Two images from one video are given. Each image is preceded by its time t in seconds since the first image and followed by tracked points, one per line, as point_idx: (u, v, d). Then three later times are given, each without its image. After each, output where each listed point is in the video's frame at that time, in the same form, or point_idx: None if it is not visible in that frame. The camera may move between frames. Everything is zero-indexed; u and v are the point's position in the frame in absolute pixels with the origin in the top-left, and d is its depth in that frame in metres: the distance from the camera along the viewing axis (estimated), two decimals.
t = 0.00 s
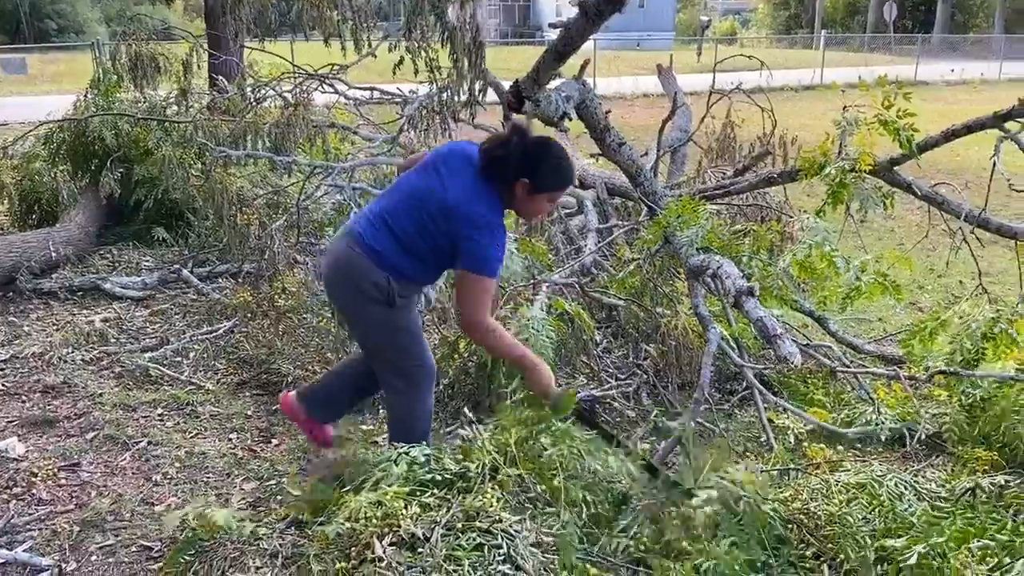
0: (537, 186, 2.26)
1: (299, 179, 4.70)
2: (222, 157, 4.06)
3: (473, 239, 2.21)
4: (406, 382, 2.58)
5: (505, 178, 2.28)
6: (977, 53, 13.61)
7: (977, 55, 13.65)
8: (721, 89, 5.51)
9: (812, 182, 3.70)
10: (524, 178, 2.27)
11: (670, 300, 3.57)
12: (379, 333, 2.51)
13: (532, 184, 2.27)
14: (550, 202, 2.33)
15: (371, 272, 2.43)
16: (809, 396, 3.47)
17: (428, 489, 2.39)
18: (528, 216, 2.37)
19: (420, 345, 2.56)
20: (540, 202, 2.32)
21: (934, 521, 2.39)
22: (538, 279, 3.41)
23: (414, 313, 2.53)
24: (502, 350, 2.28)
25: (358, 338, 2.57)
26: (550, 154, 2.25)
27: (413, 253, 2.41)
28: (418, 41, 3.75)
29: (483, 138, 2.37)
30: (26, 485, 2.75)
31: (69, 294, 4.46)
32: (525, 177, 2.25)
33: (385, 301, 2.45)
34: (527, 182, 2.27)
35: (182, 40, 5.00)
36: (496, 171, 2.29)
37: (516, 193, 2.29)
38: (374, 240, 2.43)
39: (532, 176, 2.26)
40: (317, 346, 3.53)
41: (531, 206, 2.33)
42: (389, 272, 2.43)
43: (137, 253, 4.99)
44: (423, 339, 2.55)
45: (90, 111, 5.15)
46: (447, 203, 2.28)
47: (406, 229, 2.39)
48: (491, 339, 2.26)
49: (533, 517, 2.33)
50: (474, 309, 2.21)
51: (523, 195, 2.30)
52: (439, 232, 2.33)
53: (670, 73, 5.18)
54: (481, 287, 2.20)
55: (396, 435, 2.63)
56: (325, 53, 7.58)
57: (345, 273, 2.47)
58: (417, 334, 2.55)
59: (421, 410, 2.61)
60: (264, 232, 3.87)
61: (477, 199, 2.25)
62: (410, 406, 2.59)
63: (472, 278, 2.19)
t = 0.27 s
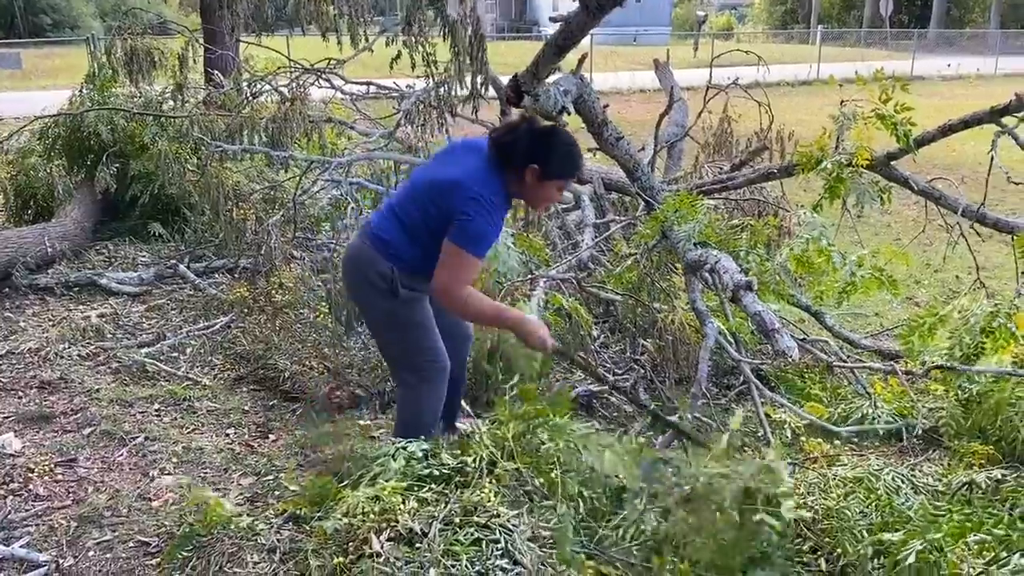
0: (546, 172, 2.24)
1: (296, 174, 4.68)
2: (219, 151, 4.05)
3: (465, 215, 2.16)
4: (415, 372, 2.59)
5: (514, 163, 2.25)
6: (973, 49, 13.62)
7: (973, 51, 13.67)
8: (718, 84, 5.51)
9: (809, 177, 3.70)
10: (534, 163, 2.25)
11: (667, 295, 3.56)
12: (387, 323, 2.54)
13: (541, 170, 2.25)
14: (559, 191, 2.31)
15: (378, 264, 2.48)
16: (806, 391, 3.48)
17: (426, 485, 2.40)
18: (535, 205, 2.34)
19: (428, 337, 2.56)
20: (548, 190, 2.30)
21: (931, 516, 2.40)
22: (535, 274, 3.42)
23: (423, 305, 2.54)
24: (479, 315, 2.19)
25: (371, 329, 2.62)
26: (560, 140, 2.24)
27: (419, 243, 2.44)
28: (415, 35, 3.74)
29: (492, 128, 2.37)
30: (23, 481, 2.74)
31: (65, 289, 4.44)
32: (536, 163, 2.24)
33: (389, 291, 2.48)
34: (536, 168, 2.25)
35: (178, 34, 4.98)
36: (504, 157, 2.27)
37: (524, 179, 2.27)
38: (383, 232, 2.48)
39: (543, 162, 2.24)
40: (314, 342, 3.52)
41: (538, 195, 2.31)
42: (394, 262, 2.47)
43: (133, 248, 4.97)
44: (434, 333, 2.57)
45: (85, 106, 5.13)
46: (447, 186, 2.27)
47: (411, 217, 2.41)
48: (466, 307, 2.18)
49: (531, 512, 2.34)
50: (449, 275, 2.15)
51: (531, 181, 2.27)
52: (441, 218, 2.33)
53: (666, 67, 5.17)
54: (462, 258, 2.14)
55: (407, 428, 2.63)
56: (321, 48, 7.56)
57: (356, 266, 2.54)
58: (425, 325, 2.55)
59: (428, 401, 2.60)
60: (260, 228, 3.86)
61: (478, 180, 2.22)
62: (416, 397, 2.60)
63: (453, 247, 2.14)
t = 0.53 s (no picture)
0: (559, 173, 2.25)
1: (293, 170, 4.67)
2: (216, 147, 4.03)
3: (482, 208, 2.23)
4: (430, 365, 2.62)
5: (527, 164, 2.26)
6: (971, 45, 13.61)
7: (971, 46, 13.67)
8: (716, 80, 5.49)
9: (807, 173, 3.70)
10: (547, 165, 2.25)
11: (665, 291, 3.55)
12: (403, 316, 2.58)
13: (554, 172, 2.25)
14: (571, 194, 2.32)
15: (393, 261, 2.52)
16: (804, 387, 3.48)
17: (423, 481, 2.41)
18: (548, 206, 2.35)
19: (443, 330, 2.58)
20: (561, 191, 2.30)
21: (927, 511, 2.41)
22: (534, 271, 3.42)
23: (438, 298, 2.55)
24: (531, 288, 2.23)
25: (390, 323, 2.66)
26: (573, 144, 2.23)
27: (432, 237, 2.47)
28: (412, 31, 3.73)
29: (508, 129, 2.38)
30: (20, 478, 2.74)
31: (63, 286, 4.44)
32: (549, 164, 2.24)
33: (403, 284, 2.52)
34: (549, 169, 2.25)
35: (175, 30, 4.97)
36: (519, 157, 2.28)
37: (537, 180, 2.28)
38: (398, 228, 2.52)
39: (556, 164, 2.24)
40: (311, 338, 3.52)
41: (551, 196, 2.32)
42: (407, 257, 2.50)
43: (130, 245, 4.96)
44: (449, 327, 2.58)
45: (82, 102, 5.12)
46: (457, 181, 2.32)
47: (424, 213, 2.45)
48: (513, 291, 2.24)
49: (528, 509, 2.34)
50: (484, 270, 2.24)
51: (544, 182, 2.28)
52: (453, 213, 2.38)
53: (664, 64, 5.17)
54: (491, 251, 2.22)
55: (423, 422, 2.65)
56: (319, 43, 7.55)
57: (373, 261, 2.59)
58: (440, 319, 2.57)
59: (444, 393, 2.62)
60: (258, 224, 3.86)
61: (489, 175, 2.27)
62: (432, 389, 2.62)
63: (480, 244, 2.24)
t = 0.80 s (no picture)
0: (576, 174, 2.24)
1: (293, 166, 4.67)
2: (217, 143, 4.03)
3: (507, 211, 2.23)
4: (434, 357, 2.61)
5: (545, 164, 2.26)
6: (971, 41, 13.60)
7: (971, 43, 13.66)
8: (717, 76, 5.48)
9: (808, 169, 3.69)
10: (564, 165, 2.24)
11: (666, 286, 3.56)
12: (411, 307, 2.57)
13: (572, 172, 2.25)
14: (588, 192, 2.32)
15: (404, 251, 2.51)
16: (805, 381, 3.48)
17: (425, 475, 2.43)
18: (565, 205, 2.35)
19: (449, 323, 2.57)
20: (579, 190, 2.30)
21: (929, 506, 2.41)
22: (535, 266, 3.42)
23: (446, 292, 2.55)
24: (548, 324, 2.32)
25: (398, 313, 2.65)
26: (593, 144, 2.23)
27: (447, 231, 2.45)
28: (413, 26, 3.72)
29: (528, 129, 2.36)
30: (22, 472, 2.74)
31: (63, 281, 4.44)
32: (566, 165, 2.23)
33: (414, 275, 2.50)
34: (567, 170, 2.24)
35: (175, 25, 4.96)
36: (538, 158, 2.27)
37: (555, 180, 2.27)
38: (412, 218, 2.51)
39: (573, 165, 2.23)
40: (313, 333, 3.52)
41: (568, 195, 2.31)
42: (421, 249, 2.49)
43: (131, 240, 4.96)
44: (457, 321, 2.58)
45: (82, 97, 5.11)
46: (479, 179, 2.31)
47: (440, 206, 2.43)
48: (533, 312, 2.30)
49: (530, 503, 2.35)
50: (510, 279, 2.26)
51: (561, 182, 2.27)
52: (472, 209, 2.37)
53: (665, 60, 5.17)
54: (514, 259, 2.24)
55: (425, 415, 2.65)
56: (319, 39, 7.53)
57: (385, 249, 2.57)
58: (447, 311, 2.56)
59: (448, 386, 2.62)
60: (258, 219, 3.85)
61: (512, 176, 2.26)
62: (435, 381, 2.61)
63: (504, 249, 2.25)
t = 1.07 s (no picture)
0: (580, 158, 2.24)
1: (296, 163, 4.67)
2: (219, 140, 4.02)
3: (500, 197, 2.21)
4: (434, 350, 2.62)
5: (548, 150, 2.26)
6: (973, 40, 13.58)
7: (973, 42, 13.64)
8: (720, 74, 5.47)
9: (810, 167, 3.69)
10: (568, 150, 2.24)
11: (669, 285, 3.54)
12: (414, 299, 2.58)
13: (575, 157, 2.25)
14: (592, 177, 2.31)
15: (409, 241, 2.52)
16: (807, 379, 3.48)
17: (429, 471, 2.43)
18: (570, 191, 2.34)
19: (450, 317, 2.58)
20: (582, 176, 2.30)
21: (931, 504, 2.41)
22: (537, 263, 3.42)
23: (448, 285, 2.55)
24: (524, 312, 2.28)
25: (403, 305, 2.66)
26: (595, 128, 2.23)
27: (451, 223, 2.46)
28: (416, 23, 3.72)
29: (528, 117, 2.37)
30: (26, 468, 2.75)
31: (66, 278, 4.44)
32: (570, 150, 2.23)
33: (417, 266, 2.52)
34: (571, 154, 2.24)
35: (177, 22, 4.96)
36: (540, 144, 2.27)
37: (559, 166, 2.27)
38: (420, 210, 2.52)
39: (576, 149, 2.24)
40: (315, 330, 3.52)
41: (572, 181, 2.31)
42: (425, 240, 2.50)
43: (134, 237, 4.97)
44: (458, 315, 2.58)
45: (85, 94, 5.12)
46: (481, 168, 2.31)
47: (446, 197, 2.44)
48: (511, 298, 2.24)
49: (533, 499, 2.35)
50: (494, 260, 2.20)
51: (565, 168, 2.27)
52: (476, 200, 2.37)
53: (667, 58, 5.16)
54: (500, 245, 2.19)
55: (422, 407, 2.65)
56: (320, 37, 7.53)
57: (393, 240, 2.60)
58: (448, 305, 2.57)
59: (446, 380, 2.61)
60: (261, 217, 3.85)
61: (512, 162, 2.26)
62: (434, 374, 2.61)
63: (494, 232, 2.19)
